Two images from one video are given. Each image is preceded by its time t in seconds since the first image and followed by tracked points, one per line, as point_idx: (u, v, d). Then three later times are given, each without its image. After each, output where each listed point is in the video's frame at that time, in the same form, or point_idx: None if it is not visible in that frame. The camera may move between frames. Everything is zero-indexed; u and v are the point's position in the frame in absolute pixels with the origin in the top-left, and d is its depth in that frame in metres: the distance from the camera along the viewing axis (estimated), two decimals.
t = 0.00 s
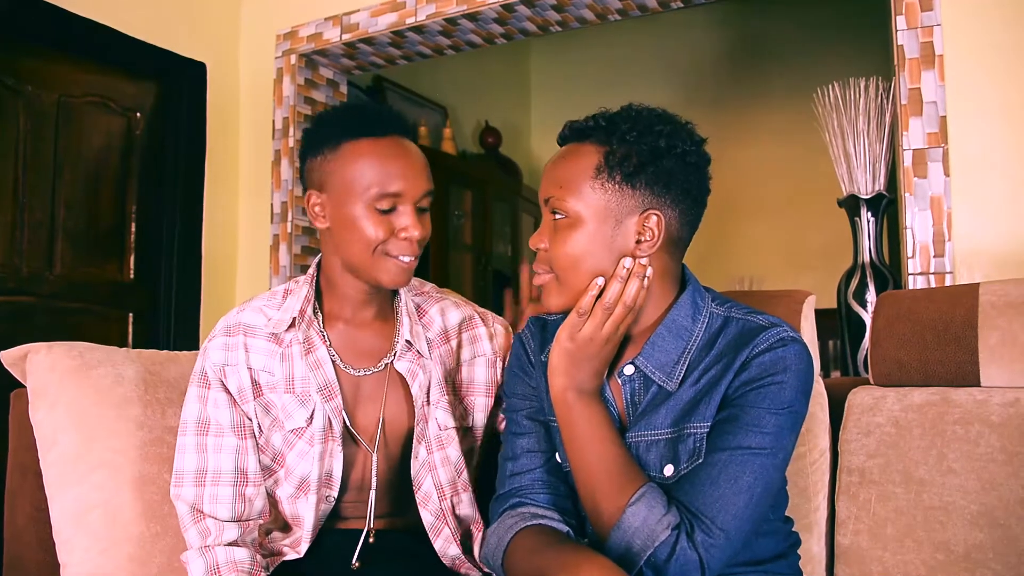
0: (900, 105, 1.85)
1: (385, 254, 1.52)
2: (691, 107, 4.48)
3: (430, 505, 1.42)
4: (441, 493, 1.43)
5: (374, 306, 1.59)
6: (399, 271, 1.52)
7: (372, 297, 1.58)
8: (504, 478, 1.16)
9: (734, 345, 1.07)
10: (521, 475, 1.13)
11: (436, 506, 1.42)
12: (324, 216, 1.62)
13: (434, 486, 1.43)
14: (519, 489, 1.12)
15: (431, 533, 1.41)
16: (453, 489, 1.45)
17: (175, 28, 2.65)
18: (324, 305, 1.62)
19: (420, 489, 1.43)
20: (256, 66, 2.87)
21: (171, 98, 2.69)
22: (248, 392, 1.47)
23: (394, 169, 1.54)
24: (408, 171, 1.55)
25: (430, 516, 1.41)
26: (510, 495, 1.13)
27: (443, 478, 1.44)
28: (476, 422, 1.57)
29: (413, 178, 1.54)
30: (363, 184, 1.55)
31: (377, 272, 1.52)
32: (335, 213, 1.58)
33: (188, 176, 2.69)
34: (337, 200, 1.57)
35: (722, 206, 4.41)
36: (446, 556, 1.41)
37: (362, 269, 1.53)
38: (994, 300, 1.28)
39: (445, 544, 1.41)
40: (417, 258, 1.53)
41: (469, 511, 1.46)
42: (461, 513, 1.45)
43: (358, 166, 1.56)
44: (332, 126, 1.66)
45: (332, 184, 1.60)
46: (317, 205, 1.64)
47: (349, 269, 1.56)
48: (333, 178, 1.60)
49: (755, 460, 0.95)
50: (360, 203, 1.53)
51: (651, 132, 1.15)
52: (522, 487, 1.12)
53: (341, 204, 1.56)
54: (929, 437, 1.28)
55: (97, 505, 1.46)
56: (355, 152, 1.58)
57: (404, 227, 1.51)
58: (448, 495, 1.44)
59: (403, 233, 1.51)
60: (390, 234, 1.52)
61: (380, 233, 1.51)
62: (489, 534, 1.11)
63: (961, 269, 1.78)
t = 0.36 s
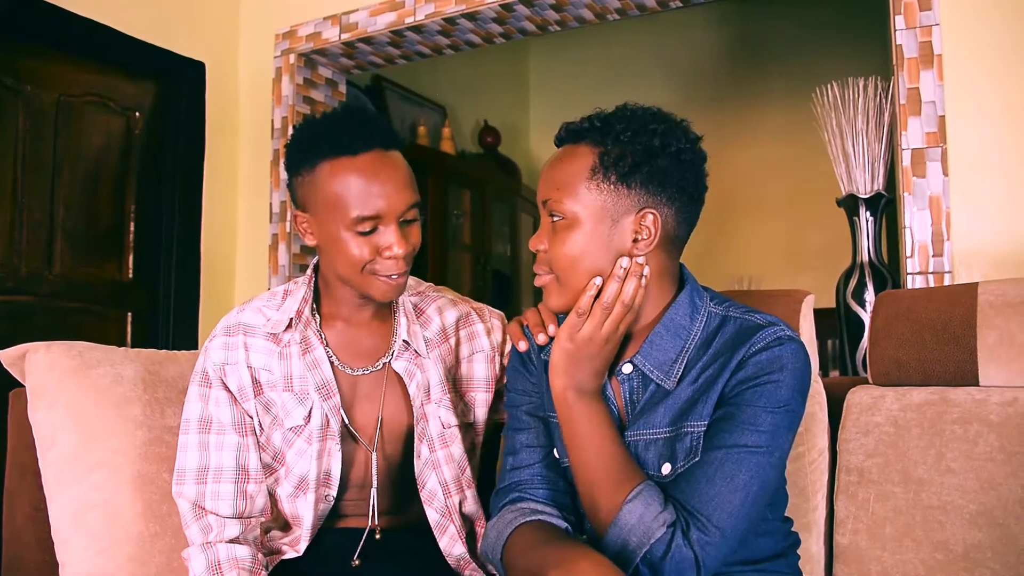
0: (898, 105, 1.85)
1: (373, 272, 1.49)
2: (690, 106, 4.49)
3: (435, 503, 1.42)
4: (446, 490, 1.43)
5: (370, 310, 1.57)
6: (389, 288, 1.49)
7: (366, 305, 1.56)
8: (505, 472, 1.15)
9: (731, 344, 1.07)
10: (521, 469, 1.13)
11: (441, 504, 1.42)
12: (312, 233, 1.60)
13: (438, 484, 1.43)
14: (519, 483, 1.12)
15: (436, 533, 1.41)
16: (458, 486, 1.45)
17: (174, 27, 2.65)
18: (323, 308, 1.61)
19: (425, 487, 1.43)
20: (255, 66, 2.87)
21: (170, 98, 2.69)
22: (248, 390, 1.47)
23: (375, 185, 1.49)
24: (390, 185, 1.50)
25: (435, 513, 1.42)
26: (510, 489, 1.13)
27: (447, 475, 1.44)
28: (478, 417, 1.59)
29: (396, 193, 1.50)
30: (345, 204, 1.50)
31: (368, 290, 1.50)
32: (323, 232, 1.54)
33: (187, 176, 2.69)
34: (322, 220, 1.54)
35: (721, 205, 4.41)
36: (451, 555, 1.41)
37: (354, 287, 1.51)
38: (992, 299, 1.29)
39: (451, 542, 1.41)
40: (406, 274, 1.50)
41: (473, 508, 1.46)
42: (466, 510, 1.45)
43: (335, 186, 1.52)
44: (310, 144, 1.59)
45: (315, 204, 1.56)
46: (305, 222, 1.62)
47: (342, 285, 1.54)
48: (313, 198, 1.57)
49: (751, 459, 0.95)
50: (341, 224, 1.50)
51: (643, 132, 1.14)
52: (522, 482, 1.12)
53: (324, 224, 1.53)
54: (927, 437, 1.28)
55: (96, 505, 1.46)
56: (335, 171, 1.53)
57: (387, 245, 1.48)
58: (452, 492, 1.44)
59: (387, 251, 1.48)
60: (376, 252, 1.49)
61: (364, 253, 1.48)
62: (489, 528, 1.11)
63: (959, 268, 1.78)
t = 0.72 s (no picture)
0: (897, 104, 1.85)
1: (370, 268, 1.49)
2: (689, 106, 4.49)
3: (427, 502, 1.43)
4: (438, 490, 1.44)
5: (357, 311, 1.56)
6: (385, 285, 1.49)
7: (356, 303, 1.55)
8: (506, 468, 1.15)
9: (735, 344, 1.07)
10: (523, 465, 1.13)
11: (433, 503, 1.43)
12: (308, 228, 1.59)
13: (430, 483, 1.44)
14: (521, 479, 1.12)
15: (429, 532, 1.43)
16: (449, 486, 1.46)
17: (173, 27, 2.65)
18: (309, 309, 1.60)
19: (417, 487, 1.44)
20: (254, 65, 2.86)
21: (169, 97, 2.68)
22: (237, 393, 1.46)
23: (379, 182, 1.50)
24: (394, 183, 1.51)
25: (428, 512, 1.43)
26: (512, 485, 1.13)
27: (439, 474, 1.46)
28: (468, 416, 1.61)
29: (399, 192, 1.50)
30: (349, 198, 1.50)
31: (363, 286, 1.49)
32: (320, 226, 1.54)
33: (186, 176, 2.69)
34: (321, 214, 1.53)
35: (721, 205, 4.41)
36: (444, 554, 1.42)
37: (348, 283, 1.50)
38: (992, 299, 1.28)
39: (444, 541, 1.42)
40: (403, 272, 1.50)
41: (462, 506, 1.49)
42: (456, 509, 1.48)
43: (339, 179, 1.52)
44: (310, 138, 1.59)
45: (314, 198, 1.55)
46: (300, 217, 1.60)
47: (335, 281, 1.53)
48: (313, 192, 1.56)
49: (753, 459, 0.95)
50: (342, 218, 1.49)
51: (648, 128, 1.14)
52: (524, 478, 1.12)
53: (324, 217, 1.53)
54: (926, 437, 1.28)
55: (94, 505, 1.45)
56: (338, 166, 1.53)
57: (388, 241, 1.48)
58: (444, 491, 1.45)
59: (387, 247, 1.48)
60: (375, 248, 1.48)
61: (364, 248, 1.48)
62: (491, 523, 1.10)
63: (958, 268, 1.78)
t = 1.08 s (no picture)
0: (897, 104, 1.85)
1: (354, 259, 1.49)
2: (688, 105, 4.50)
3: (418, 496, 1.43)
4: (428, 484, 1.44)
5: (342, 306, 1.57)
6: (369, 276, 1.50)
7: (340, 300, 1.56)
8: (506, 470, 1.16)
9: (737, 345, 1.07)
10: (523, 466, 1.13)
11: (424, 498, 1.43)
12: (292, 220, 1.59)
13: (420, 478, 1.44)
14: (521, 481, 1.12)
15: (422, 526, 1.43)
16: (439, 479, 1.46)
17: (172, 26, 2.65)
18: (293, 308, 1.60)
19: (407, 482, 1.44)
20: (253, 64, 2.86)
21: (167, 97, 2.68)
22: (224, 391, 1.46)
23: (363, 174, 1.51)
24: (379, 176, 1.52)
25: (419, 507, 1.43)
26: (511, 487, 1.13)
27: (428, 469, 1.45)
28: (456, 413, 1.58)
29: (384, 184, 1.51)
30: (334, 189, 1.51)
31: (346, 277, 1.49)
32: (304, 218, 1.54)
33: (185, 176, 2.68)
34: (306, 205, 1.54)
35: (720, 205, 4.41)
36: (439, 547, 1.43)
37: (331, 274, 1.51)
38: (991, 298, 1.28)
39: (437, 534, 1.42)
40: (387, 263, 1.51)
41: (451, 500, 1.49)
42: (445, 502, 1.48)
43: (325, 171, 1.52)
44: (300, 131, 1.59)
45: (300, 191, 1.56)
46: (285, 207, 1.60)
47: (319, 274, 1.54)
48: (299, 184, 1.56)
49: (756, 460, 0.95)
50: (328, 209, 1.50)
51: (649, 129, 1.14)
52: (523, 480, 1.12)
53: (309, 209, 1.53)
54: (926, 437, 1.28)
55: (93, 505, 1.45)
56: (324, 158, 1.53)
57: (373, 232, 1.49)
58: (434, 485, 1.44)
59: (372, 237, 1.49)
60: (360, 239, 1.49)
61: (350, 238, 1.49)
62: (491, 526, 1.10)
63: (958, 268, 1.78)
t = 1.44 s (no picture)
0: (897, 103, 1.85)
1: (340, 253, 1.50)
2: (688, 105, 4.50)
3: (412, 490, 1.43)
4: (423, 478, 1.44)
5: (333, 304, 1.57)
6: (356, 272, 1.50)
7: (330, 298, 1.56)
8: (506, 471, 1.16)
9: (740, 345, 1.07)
10: (523, 467, 1.13)
11: (419, 491, 1.44)
12: (283, 217, 1.59)
13: (415, 472, 1.44)
14: (520, 483, 1.12)
15: (418, 519, 1.43)
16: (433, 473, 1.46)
17: (173, 26, 2.65)
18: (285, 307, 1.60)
19: (401, 476, 1.44)
20: (253, 64, 2.86)
21: (167, 96, 2.68)
22: (220, 389, 1.46)
23: (352, 170, 1.51)
24: (369, 172, 1.52)
25: (414, 501, 1.43)
26: (511, 488, 1.13)
27: (422, 462, 1.45)
28: (451, 407, 1.56)
29: (371, 180, 1.52)
30: (324, 185, 1.51)
31: (333, 272, 1.49)
32: (294, 216, 1.54)
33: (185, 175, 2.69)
34: (296, 202, 1.54)
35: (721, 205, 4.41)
36: (435, 541, 1.43)
37: (319, 270, 1.51)
38: (992, 298, 1.28)
39: (433, 528, 1.43)
40: (374, 258, 1.51)
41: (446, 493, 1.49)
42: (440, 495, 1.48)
43: (315, 168, 1.53)
44: (293, 130, 1.60)
45: (290, 188, 1.56)
46: (276, 204, 1.60)
47: (310, 271, 1.54)
48: (289, 181, 1.56)
49: (759, 462, 0.95)
50: (317, 205, 1.50)
51: (645, 129, 1.14)
52: (523, 481, 1.12)
53: (299, 206, 1.53)
54: (926, 436, 1.28)
55: (94, 504, 1.45)
56: (313, 156, 1.54)
57: (361, 227, 1.49)
58: (428, 478, 1.45)
59: (359, 232, 1.50)
60: (347, 234, 1.49)
61: (338, 233, 1.49)
62: (490, 527, 1.10)
63: (958, 267, 1.78)
